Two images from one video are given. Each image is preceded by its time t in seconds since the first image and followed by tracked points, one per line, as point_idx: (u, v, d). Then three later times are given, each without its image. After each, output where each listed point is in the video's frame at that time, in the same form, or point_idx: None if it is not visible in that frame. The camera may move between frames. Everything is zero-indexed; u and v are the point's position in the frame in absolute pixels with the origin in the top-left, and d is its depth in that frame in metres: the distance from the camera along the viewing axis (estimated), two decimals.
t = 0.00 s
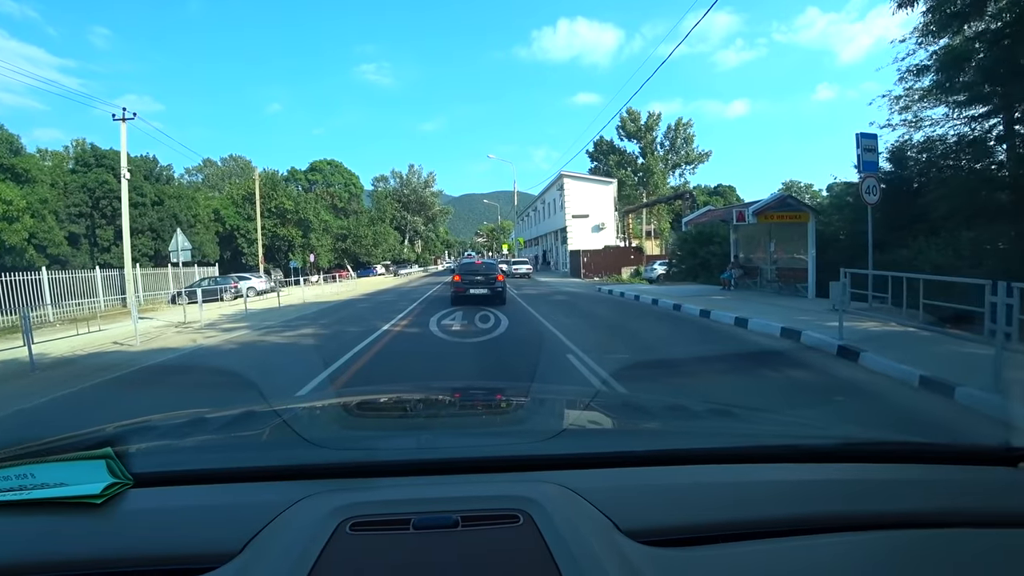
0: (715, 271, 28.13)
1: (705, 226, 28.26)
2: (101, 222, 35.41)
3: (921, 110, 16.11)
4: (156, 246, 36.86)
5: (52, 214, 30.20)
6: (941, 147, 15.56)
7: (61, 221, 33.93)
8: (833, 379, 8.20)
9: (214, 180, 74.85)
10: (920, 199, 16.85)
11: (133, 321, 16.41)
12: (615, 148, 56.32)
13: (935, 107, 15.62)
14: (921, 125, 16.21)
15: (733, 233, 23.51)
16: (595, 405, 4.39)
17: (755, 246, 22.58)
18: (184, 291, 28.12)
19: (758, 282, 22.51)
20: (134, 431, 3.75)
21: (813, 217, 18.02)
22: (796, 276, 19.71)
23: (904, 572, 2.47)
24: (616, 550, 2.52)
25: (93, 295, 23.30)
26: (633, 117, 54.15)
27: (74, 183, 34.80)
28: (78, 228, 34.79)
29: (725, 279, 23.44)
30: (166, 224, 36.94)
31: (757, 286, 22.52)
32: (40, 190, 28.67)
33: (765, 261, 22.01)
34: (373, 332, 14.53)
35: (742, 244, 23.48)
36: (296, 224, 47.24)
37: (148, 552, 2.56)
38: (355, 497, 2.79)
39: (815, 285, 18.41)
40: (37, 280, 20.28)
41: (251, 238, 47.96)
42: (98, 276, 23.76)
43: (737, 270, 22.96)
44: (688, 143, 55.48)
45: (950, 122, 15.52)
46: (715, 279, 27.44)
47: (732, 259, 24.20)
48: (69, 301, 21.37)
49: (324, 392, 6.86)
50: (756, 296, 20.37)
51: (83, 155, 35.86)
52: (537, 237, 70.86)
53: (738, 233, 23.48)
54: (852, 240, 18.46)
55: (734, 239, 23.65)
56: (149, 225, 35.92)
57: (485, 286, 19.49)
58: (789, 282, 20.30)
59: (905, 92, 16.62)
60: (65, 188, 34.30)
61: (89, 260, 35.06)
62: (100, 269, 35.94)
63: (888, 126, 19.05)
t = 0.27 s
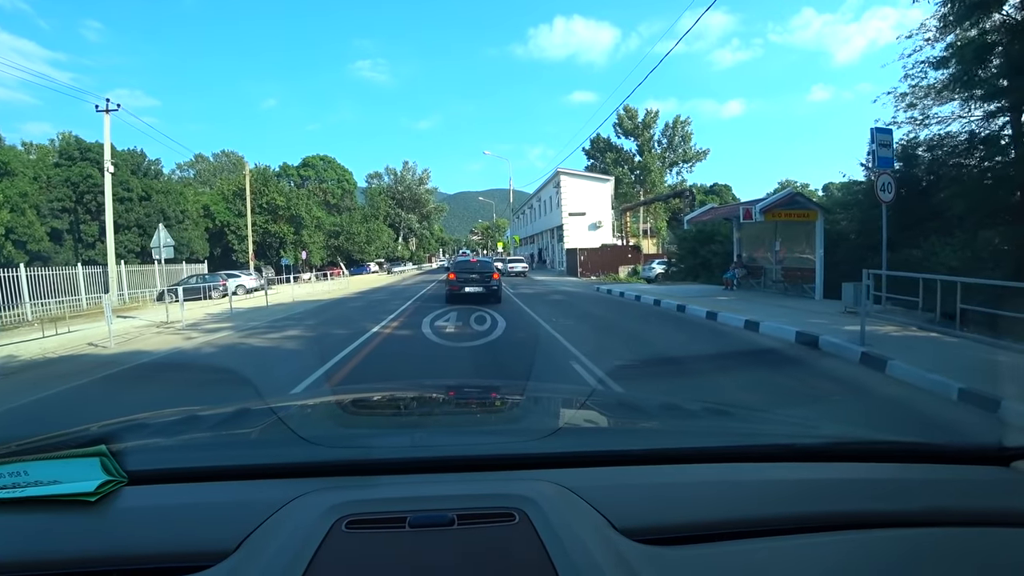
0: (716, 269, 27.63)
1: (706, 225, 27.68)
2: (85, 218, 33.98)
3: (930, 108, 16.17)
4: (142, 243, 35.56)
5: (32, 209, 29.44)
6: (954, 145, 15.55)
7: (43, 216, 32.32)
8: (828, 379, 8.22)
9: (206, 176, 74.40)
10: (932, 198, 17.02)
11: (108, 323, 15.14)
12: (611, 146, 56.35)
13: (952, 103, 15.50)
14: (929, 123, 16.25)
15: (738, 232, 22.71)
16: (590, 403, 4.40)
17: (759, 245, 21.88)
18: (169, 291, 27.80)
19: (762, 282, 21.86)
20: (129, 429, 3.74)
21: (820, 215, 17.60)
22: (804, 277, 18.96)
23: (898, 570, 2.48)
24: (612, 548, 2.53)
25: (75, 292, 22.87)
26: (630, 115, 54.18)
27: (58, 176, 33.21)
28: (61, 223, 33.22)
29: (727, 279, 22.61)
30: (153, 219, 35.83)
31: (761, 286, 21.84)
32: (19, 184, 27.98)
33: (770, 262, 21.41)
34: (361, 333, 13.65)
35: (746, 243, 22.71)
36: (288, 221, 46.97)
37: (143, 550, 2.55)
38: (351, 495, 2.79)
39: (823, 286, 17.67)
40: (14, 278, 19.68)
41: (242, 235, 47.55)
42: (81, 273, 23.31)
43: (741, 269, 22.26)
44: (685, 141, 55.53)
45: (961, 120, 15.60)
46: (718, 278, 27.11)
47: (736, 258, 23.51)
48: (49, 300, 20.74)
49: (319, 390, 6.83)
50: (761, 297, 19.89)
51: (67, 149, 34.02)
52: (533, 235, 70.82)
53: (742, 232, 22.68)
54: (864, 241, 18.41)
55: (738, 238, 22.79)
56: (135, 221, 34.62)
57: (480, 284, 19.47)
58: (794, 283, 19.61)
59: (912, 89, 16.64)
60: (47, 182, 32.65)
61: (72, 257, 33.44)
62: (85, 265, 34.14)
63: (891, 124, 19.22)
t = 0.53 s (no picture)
0: (722, 267, 26.99)
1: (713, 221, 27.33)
2: (77, 215, 32.06)
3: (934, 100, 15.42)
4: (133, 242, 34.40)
5: (18, 207, 29.19)
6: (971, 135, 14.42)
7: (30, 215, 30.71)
8: (829, 376, 8.21)
9: (202, 174, 74.26)
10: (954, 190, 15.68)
11: (85, 328, 13.84)
12: (611, 142, 56.27)
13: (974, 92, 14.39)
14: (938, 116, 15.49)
15: (744, 227, 22.36)
16: (591, 401, 4.41)
17: (768, 241, 21.53)
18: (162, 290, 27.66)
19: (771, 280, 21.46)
20: (132, 426, 3.75)
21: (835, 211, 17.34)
22: (816, 275, 18.62)
23: (899, 566, 2.50)
24: (614, 545, 2.53)
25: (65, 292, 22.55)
26: (630, 110, 54.04)
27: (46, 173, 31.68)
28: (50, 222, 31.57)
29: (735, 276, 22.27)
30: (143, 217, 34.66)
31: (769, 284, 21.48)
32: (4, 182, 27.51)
33: (780, 259, 20.97)
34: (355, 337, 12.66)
35: (754, 240, 22.34)
36: (284, 219, 46.76)
37: (148, 548, 2.56)
38: (354, 492, 2.80)
39: (836, 284, 17.48)
40: None
41: (236, 233, 47.33)
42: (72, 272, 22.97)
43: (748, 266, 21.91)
44: (686, 137, 55.40)
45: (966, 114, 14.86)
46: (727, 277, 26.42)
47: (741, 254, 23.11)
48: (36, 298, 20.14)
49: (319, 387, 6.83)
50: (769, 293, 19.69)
51: (55, 144, 32.23)
52: (532, 232, 70.74)
53: (749, 228, 22.35)
54: (880, 237, 16.86)
55: (746, 234, 22.40)
56: (127, 219, 33.65)
57: (479, 282, 19.48)
58: (806, 281, 19.24)
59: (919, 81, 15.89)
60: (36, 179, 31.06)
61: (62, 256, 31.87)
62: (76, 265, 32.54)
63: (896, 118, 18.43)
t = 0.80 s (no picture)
0: (735, 266, 26.35)
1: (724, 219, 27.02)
2: (76, 218, 31.05)
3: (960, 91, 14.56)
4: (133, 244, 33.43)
5: (15, 209, 29.17)
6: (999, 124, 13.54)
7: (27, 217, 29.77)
8: (837, 376, 8.16)
9: (207, 175, 74.35)
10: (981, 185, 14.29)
11: (70, 335, 13.07)
12: (617, 140, 56.18)
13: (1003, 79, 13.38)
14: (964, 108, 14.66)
15: (759, 225, 21.93)
16: (597, 401, 4.39)
17: (785, 239, 20.88)
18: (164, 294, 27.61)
19: (788, 279, 20.69)
20: (140, 427, 3.76)
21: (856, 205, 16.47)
22: (837, 273, 17.78)
23: (910, 568, 2.49)
24: (623, 546, 2.53)
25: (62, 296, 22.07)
26: (636, 107, 53.97)
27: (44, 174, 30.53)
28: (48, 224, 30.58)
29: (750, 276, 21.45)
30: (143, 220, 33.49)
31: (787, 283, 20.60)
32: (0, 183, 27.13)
33: (797, 257, 20.17)
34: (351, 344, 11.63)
35: (770, 238, 21.77)
36: (287, 220, 46.69)
37: (157, 548, 2.57)
38: (362, 493, 2.80)
39: (859, 283, 16.72)
40: None
41: (239, 235, 47.26)
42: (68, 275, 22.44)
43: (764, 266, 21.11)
44: (693, 133, 55.34)
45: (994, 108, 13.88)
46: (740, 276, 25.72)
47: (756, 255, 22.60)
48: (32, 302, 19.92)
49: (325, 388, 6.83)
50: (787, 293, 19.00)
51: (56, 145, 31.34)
52: (538, 231, 70.65)
53: (764, 226, 21.96)
54: (904, 233, 15.43)
55: (760, 232, 22.03)
56: (128, 221, 32.82)
57: (484, 282, 19.48)
58: (826, 279, 18.40)
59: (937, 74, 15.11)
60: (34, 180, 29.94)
61: (62, 260, 30.88)
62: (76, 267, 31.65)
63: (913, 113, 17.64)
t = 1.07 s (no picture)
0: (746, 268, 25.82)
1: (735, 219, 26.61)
2: (72, 215, 30.82)
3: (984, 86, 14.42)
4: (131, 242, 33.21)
5: (8, 206, 28.98)
6: None
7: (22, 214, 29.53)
8: (841, 378, 8.12)
9: (209, 173, 74.39)
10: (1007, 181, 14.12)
11: (52, 340, 12.37)
12: (623, 139, 56.18)
13: (1023, 78, 13.37)
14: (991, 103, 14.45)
15: (772, 226, 21.45)
16: (601, 402, 4.39)
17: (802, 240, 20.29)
18: (161, 294, 27.51)
19: (804, 282, 19.95)
20: (145, 425, 3.77)
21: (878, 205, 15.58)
22: (856, 276, 16.93)
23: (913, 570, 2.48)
24: (625, 548, 2.52)
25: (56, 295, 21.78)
26: (642, 106, 53.93)
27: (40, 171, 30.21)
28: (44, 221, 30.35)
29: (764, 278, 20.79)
30: (141, 216, 33.32)
31: (803, 285, 19.97)
32: None
33: (814, 258, 19.45)
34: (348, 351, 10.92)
35: (786, 239, 21.15)
36: (289, 218, 46.65)
37: (160, 546, 2.57)
38: (364, 493, 2.80)
39: (880, 287, 15.69)
40: None
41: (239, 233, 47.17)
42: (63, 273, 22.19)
43: (778, 268, 20.44)
44: (699, 133, 55.29)
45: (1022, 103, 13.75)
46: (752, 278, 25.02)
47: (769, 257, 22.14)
48: (27, 302, 19.93)
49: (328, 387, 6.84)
50: (802, 296, 18.18)
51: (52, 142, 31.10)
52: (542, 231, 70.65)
53: (777, 226, 21.52)
54: (929, 234, 15.12)
55: (774, 233, 21.59)
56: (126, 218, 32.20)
57: (487, 282, 19.48)
58: (843, 282, 17.50)
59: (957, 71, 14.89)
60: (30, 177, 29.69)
61: (59, 258, 30.70)
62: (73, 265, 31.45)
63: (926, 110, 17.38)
